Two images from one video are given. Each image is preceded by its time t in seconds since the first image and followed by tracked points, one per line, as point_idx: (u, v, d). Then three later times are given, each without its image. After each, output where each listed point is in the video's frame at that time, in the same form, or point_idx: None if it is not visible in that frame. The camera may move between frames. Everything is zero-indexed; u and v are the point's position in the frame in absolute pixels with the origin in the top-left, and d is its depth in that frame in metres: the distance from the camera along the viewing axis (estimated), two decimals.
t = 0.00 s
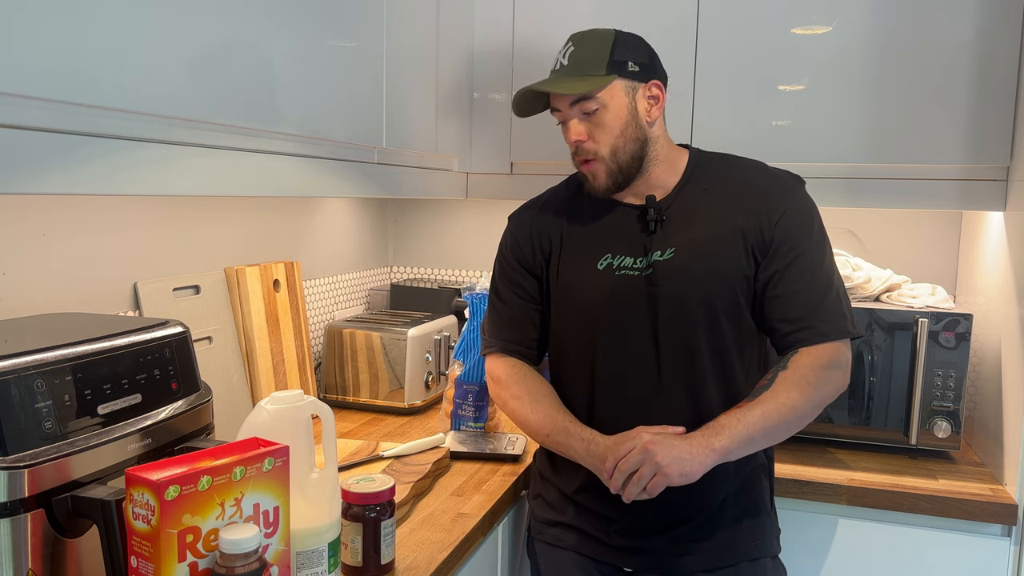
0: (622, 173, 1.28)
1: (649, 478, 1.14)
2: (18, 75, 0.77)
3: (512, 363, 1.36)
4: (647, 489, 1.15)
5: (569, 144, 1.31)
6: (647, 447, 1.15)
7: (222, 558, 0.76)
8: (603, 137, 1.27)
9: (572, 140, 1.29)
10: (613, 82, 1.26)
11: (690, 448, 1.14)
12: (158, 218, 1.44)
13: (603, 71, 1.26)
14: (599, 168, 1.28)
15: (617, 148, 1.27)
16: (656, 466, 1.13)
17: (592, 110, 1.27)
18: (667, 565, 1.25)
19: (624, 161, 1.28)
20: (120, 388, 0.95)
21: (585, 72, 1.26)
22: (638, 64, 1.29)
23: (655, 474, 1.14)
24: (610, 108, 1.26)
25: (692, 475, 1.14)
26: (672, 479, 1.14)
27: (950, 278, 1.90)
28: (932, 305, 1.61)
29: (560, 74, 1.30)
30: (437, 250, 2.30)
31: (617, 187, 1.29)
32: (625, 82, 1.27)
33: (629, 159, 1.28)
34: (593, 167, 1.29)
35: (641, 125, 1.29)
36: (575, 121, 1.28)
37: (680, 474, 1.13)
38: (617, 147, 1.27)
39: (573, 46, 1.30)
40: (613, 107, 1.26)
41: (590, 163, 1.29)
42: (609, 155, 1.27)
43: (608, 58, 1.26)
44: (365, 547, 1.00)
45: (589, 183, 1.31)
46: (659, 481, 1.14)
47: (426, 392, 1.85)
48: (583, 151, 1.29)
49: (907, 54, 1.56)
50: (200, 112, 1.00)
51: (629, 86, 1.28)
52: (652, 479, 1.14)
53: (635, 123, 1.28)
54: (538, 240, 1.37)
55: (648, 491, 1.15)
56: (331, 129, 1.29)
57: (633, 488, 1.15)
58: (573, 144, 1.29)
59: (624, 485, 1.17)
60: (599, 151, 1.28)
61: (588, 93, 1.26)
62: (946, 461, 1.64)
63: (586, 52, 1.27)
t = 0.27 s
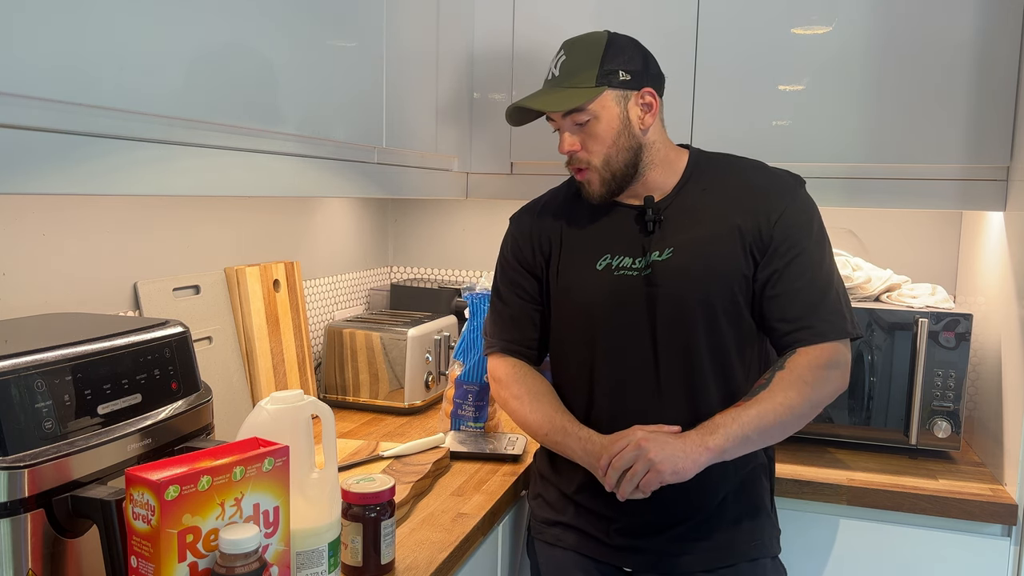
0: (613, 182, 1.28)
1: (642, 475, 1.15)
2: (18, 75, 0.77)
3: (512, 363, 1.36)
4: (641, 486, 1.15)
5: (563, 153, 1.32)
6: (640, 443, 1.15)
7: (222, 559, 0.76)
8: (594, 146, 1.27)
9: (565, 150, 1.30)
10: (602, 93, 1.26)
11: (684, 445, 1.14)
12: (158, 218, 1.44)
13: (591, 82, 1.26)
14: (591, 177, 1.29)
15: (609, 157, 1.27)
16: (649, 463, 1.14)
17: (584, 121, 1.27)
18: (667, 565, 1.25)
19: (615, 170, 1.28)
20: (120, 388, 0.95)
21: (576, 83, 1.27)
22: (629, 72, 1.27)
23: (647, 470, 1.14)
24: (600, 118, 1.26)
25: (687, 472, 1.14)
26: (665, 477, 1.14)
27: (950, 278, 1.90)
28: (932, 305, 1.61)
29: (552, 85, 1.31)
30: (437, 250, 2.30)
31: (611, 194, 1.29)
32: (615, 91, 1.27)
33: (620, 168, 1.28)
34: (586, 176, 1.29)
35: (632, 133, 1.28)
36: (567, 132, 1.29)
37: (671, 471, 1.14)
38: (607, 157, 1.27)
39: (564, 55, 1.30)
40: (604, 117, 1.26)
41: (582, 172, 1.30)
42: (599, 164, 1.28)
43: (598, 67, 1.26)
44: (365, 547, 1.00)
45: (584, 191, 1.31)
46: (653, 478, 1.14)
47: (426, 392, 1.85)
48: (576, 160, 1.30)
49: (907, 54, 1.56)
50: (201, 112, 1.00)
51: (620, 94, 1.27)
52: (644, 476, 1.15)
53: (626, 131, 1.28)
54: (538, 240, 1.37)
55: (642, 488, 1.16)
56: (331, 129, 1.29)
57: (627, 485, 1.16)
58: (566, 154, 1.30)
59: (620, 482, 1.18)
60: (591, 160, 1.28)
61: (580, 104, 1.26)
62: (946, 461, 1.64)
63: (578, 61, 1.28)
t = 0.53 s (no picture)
0: (616, 182, 1.28)
1: (642, 470, 1.15)
2: (17, 75, 0.76)
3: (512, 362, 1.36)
4: (641, 481, 1.15)
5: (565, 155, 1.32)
6: (644, 440, 1.15)
7: (222, 559, 0.75)
8: (596, 147, 1.27)
9: (567, 151, 1.30)
10: (603, 94, 1.26)
11: (687, 445, 1.14)
12: (157, 217, 1.44)
13: (591, 84, 1.26)
14: (594, 178, 1.29)
15: (610, 158, 1.27)
16: (650, 458, 1.14)
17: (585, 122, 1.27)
18: (667, 565, 1.25)
19: (617, 170, 1.28)
20: (120, 388, 0.95)
21: (576, 86, 1.27)
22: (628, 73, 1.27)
23: (648, 466, 1.14)
24: (601, 120, 1.26)
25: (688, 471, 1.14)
26: (666, 475, 1.14)
27: (950, 278, 1.90)
28: (932, 305, 1.61)
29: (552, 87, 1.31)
30: (437, 250, 2.30)
31: (613, 194, 1.29)
32: (615, 93, 1.27)
33: (622, 168, 1.28)
34: (588, 177, 1.29)
35: (633, 134, 1.28)
36: (569, 134, 1.29)
37: (672, 468, 1.14)
38: (609, 157, 1.27)
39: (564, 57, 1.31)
40: (605, 118, 1.26)
41: (584, 173, 1.29)
42: (602, 165, 1.28)
43: (598, 70, 1.26)
44: (365, 547, 1.00)
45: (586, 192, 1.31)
46: (653, 474, 1.14)
47: (426, 392, 1.85)
48: (578, 162, 1.30)
49: (907, 54, 1.56)
50: (201, 112, 1.00)
51: (620, 96, 1.27)
52: (645, 472, 1.15)
53: (627, 132, 1.28)
54: (538, 240, 1.37)
55: (643, 484, 1.16)
56: (331, 129, 1.29)
57: (627, 480, 1.16)
58: (568, 155, 1.30)
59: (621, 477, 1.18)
60: (593, 161, 1.28)
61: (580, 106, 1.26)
62: (946, 461, 1.64)
63: (578, 64, 1.28)
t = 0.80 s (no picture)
0: (629, 185, 1.27)
1: (639, 461, 1.15)
2: (17, 75, 0.76)
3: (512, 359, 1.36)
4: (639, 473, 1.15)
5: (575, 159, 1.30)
6: (641, 432, 1.15)
7: (222, 559, 0.76)
8: (608, 151, 1.25)
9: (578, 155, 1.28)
10: (615, 100, 1.24)
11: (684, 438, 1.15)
12: (158, 218, 1.44)
13: (603, 91, 1.24)
14: (605, 181, 1.27)
15: (623, 161, 1.25)
16: (647, 450, 1.14)
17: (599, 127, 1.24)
18: (667, 566, 1.25)
19: (630, 174, 1.26)
20: (120, 388, 0.95)
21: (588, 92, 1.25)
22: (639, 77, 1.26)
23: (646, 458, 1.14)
24: (613, 125, 1.24)
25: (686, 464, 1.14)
26: (663, 467, 1.14)
27: (950, 278, 1.90)
28: (932, 305, 1.61)
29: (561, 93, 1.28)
30: (437, 250, 2.30)
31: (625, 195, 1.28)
32: (627, 98, 1.25)
33: (635, 172, 1.27)
34: (599, 180, 1.28)
35: (645, 137, 1.27)
36: (580, 139, 1.26)
37: (669, 459, 1.14)
38: (622, 162, 1.26)
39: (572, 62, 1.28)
40: (617, 123, 1.24)
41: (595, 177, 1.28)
42: (615, 169, 1.26)
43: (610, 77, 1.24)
44: (365, 547, 1.00)
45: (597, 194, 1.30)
46: (651, 466, 1.14)
47: (426, 392, 1.85)
48: (589, 166, 1.28)
49: (907, 54, 1.56)
50: (201, 112, 1.00)
51: (632, 100, 1.25)
52: (642, 463, 1.15)
53: (639, 136, 1.26)
54: (538, 238, 1.37)
55: (640, 477, 1.16)
56: (331, 129, 1.29)
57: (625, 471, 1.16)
58: (579, 159, 1.28)
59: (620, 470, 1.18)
60: (605, 164, 1.26)
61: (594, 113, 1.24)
62: (947, 461, 1.64)
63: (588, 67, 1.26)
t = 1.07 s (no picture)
0: (650, 168, 1.26)
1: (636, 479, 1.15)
2: (17, 74, 0.76)
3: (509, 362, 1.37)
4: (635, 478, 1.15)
5: (596, 138, 1.27)
6: (642, 450, 1.15)
7: (222, 559, 0.75)
8: (637, 131, 1.25)
9: (603, 133, 1.26)
10: (652, 81, 1.26)
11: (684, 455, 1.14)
12: (157, 217, 1.44)
13: (643, 69, 1.25)
14: (628, 162, 1.25)
15: (647, 143, 1.25)
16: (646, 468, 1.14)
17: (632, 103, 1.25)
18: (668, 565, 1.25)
19: (653, 157, 1.26)
20: (120, 388, 0.95)
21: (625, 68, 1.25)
22: (667, 65, 1.30)
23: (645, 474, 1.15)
24: (647, 104, 1.25)
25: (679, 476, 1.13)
26: (663, 484, 1.14)
27: (950, 278, 1.90)
28: (932, 305, 1.61)
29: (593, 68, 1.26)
30: (437, 250, 2.30)
31: (641, 181, 1.27)
32: (659, 82, 1.27)
33: (657, 156, 1.27)
34: (621, 160, 1.26)
35: (668, 124, 1.29)
36: (611, 115, 1.25)
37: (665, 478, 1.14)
38: (648, 143, 1.26)
39: (605, 41, 1.27)
40: (648, 104, 1.26)
41: (618, 156, 1.26)
42: (641, 149, 1.25)
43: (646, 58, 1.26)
44: (365, 548, 1.00)
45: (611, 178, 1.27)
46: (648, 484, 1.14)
47: (426, 392, 1.85)
48: (614, 144, 1.26)
49: (907, 54, 1.56)
50: (200, 112, 1.00)
51: (663, 85, 1.28)
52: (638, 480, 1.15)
53: (665, 121, 1.28)
54: (536, 239, 1.36)
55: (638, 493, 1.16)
56: (331, 129, 1.29)
57: (621, 485, 1.16)
58: (604, 138, 1.26)
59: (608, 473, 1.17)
60: (631, 145, 1.25)
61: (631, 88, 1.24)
62: (947, 461, 1.64)
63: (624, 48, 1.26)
